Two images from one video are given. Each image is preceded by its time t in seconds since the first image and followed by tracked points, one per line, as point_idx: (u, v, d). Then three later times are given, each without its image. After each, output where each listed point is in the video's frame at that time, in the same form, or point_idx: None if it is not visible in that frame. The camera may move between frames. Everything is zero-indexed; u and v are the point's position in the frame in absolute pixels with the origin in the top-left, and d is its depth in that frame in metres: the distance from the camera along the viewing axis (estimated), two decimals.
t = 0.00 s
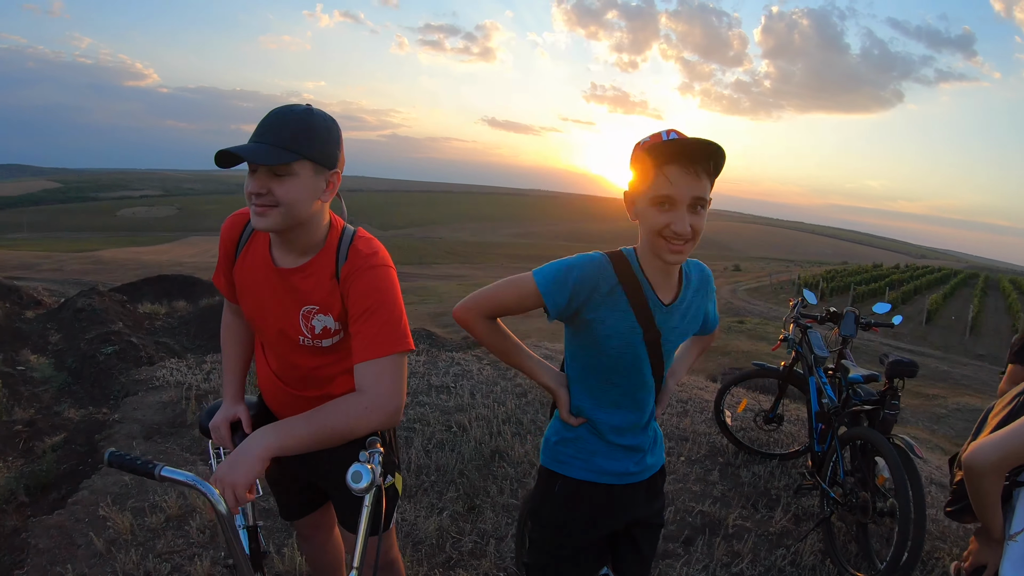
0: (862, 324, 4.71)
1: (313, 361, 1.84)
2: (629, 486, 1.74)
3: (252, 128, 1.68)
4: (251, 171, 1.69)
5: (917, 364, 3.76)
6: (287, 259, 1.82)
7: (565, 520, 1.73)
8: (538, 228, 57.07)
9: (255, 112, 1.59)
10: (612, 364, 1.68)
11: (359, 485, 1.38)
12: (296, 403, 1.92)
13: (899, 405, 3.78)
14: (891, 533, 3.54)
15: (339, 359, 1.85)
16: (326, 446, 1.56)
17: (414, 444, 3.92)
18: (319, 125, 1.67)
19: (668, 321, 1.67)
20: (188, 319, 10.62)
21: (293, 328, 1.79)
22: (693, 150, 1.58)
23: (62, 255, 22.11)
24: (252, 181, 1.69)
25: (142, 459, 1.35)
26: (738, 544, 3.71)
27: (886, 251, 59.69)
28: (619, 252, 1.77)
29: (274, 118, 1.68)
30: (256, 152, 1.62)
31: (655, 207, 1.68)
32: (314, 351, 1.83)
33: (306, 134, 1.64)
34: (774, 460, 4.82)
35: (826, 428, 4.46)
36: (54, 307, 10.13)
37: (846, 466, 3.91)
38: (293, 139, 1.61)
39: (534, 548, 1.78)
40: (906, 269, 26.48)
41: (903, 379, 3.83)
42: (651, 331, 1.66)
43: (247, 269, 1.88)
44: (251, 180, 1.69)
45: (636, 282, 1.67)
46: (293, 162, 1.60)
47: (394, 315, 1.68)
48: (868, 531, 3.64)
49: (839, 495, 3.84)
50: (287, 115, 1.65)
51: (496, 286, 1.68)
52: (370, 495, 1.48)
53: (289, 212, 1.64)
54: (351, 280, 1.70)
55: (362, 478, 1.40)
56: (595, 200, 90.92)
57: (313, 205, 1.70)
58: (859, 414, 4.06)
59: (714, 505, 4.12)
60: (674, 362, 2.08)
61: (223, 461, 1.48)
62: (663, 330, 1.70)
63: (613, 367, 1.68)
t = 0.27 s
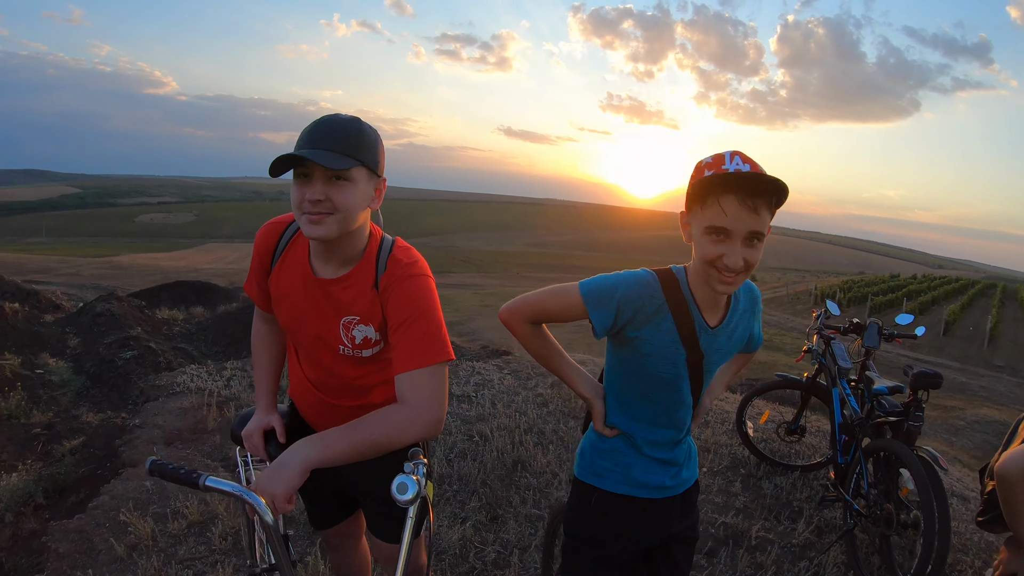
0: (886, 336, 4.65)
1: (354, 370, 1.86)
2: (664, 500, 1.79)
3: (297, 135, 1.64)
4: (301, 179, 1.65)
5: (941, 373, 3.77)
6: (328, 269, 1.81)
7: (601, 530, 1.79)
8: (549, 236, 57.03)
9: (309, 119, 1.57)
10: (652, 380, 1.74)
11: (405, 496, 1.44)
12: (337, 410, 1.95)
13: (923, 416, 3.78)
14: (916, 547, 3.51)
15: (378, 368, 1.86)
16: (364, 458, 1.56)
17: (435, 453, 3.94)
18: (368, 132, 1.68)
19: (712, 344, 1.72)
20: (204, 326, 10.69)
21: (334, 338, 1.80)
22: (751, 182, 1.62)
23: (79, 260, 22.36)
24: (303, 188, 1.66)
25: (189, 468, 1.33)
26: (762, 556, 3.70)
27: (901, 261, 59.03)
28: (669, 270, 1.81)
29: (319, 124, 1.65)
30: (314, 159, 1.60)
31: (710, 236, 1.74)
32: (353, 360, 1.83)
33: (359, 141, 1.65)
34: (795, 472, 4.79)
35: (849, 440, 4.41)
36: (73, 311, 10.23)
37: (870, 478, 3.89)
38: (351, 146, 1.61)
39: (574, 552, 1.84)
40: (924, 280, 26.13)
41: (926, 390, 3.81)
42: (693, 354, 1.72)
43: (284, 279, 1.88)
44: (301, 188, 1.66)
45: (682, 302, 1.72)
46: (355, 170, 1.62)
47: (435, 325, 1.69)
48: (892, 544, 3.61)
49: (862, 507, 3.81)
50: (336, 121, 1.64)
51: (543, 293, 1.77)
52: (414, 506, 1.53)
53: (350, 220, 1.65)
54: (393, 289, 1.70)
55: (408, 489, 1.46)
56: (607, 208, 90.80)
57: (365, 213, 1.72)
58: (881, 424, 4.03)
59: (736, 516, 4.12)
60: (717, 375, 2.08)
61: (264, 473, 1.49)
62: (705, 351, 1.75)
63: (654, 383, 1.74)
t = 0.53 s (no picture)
0: (912, 343, 4.55)
1: (393, 378, 1.87)
2: (711, 521, 1.85)
3: (350, 143, 1.65)
4: (356, 188, 1.67)
5: (969, 382, 3.72)
6: (372, 278, 1.84)
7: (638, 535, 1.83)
8: (562, 241, 56.96)
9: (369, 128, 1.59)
10: (706, 397, 1.76)
11: (451, 505, 1.50)
12: (373, 418, 1.96)
13: (950, 426, 3.70)
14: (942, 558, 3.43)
15: (418, 376, 1.88)
16: (410, 463, 1.57)
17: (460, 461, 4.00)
18: (418, 143, 1.73)
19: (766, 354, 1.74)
20: (222, 330, 10.78)
21: (375, 345, 1.81)
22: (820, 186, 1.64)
23: (98, 264, 22.65)
24: (357, 198, 1.68)
25: (238, 479, 1.34)
26: (787, 565, 3.71)
27: (919, 267, 58.23)
28: (721, 280, 1.84)
29: (371, 133, 1.67)
30: (374, 169, 1.63)
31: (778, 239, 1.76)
32: (394, 368, 1.84)
33: (412, 152, 1.70)
34: (819, 480, 4.75)
35: (874, 448, 4.33)
36: (95, 314, 10.38)
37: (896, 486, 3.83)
38: (408, 156, 1.65)
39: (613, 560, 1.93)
40: (945, 286, 25.72)
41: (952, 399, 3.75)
42: (748, 363, 1.74)
43: (325, 287, 1.90)
44: (356, 197, 1.67)
45: (739, 313, 1.74)
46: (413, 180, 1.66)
47: (479, 334, 1.70)
48: (916, 554, 3.55)
49: (888, 515, 3.76)
50: (389, 131, 1.67)
51: (584, 309, 1.75)
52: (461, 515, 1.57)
53: (406, 230, 1.69)
54: (439, 298, 1.73)
55: (455, 498, 1.52)
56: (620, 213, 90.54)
57: (415, 222, 1.76)
58: (906, 433, 3.95)
59: (761, 524, 4.12)
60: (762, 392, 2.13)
61: (307, 481, 1.51)
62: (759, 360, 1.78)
63: (708, 399, 1.76)
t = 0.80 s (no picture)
0: (939, 345, 4.45)
1: (432, 381, 1.86)
2: (776, 542, 1.90)
3: (401, 147, 1.69)
4: (407, 191, 1.71)
5: (997, 386, 3.70)
6: (413, 280, 1.83)
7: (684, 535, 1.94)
8: (576, 244, 56.83)
9: (423, 132, 1.64)
10: (770, 398, 1.81)
11: (499, 505, 1.53)
12: (412, 420, 1.94)
13: (977, 428, 3.75)
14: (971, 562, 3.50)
15: (458, 378, 1.88)
16: (452, 462, 1.58)
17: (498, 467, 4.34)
18: (465, 148, 1.78)
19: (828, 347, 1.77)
20: (241, 331, 10.85)
21: (416, 347, 1.80)
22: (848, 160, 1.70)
23: (119, 266, 22.93)
24: (407, 200, 1.72)
25: (290, 481, 1.38)
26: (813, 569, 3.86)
27: (940, 271, 57.30)
28: (777, 275, 1.86)
29: (421, 138, 1.71)
30: (427, 173, 1.68)
31: (834, 221, 1.79)
32: (434, 370, 1.84)
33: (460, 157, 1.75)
34: (844, 484, 4.84)
35: (902, 451, 4.22)
36: (117, 314, 10.51)
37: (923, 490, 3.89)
38: (459, 162, 1.71)
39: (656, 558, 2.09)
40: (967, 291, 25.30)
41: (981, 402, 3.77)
42: (810, 358, 1.77)
43: (365, 288, 1.90)
44: (407, 199, 1.72)
45: (798, 307, 1.79)
46: (464, 184, 1.72)
47: (522, 334, 1.70)
48: (943, 557, 3.64)
49: (915, 519, 3.83)
50: (439, 137, 1.72)
51: (635, 314, 1.82)
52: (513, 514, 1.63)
53: (455, 233, 1.74)
54: (482, 300, 1.73)
55: (502, 499, 1.54)
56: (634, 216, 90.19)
57: (462, 225, 1.79)
58: (935, 436, 3.91)
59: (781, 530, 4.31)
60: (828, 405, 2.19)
61: (351, 473, 1.52)
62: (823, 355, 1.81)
63: (772, 401, 1.82)
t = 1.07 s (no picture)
0: (960, 346, 4.33)
1: (458, 384, 1.84)
2: (815, 546, 1.87)
3: (433, 149, 1.65)
4: (439, 194, 1.69)
5: (1021, 387, 3.63)
6: (442, 283, 1.81)
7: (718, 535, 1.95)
8: (588, 244, 56.67)
9: (457, 136, 1.61)
10: (812, 405, 1.79)
11: (529, 508, 1.47)
12: (439, 423, 1.93)
13: (1000, 431, 3.67)
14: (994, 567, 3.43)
15: (485, 380, 1.85)
16: (482, 463, 1.55)
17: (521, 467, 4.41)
18: (496, 148, 1.75)
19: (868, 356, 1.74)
20: (258, 331, 10.95)
21: (444, 350, 1.78)
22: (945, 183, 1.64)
23: (137, 265, 23.25)
24: (439, 204, 1.69)
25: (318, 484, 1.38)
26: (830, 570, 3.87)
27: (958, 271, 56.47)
28: (818, 281, 1.82)
29: (453, 139, 1.68)
30: (460, 176, 1.65)
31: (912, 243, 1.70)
32: (462, 372, 1.82)
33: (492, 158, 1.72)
34: (865, 486, 4.80)
35: (923, 453, 4.14)
36: (136, 313, 10.64)
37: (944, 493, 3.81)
38: (491, 164, 1.68)
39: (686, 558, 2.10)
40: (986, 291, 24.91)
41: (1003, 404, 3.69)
42: (850, 366, 1.74)
43: (392, 289, 1.88)
44: (440, 202, 1.69)
45: (839, 314, 1.75)
46: (496, 188, 1.69)
47: (552, 336, 1.67)
48: (964, 560, 3.57)
49: (936, 522, 3.76)
50: (470, 138, 1.69)
51: (675, 321, 1.80)
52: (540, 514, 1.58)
53: (487, 236, 1.72)
54: (511, 302, 1.70)
55: (532, 500, 1.48)
56: (647, 216, 89.79)
57: (494, 226, 1.76)
58: (956, 438, 3.87)
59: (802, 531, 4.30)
60: (873, 408, 2.18)
61: (379, 474, 1.50)
62: (862, 364, 1.78)
63: (815, 408, 1.79)
